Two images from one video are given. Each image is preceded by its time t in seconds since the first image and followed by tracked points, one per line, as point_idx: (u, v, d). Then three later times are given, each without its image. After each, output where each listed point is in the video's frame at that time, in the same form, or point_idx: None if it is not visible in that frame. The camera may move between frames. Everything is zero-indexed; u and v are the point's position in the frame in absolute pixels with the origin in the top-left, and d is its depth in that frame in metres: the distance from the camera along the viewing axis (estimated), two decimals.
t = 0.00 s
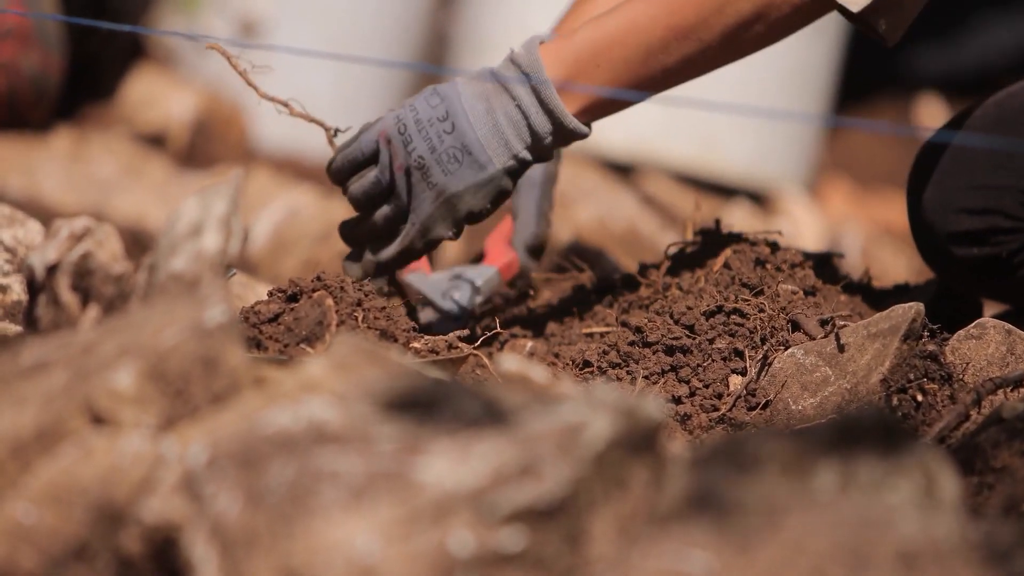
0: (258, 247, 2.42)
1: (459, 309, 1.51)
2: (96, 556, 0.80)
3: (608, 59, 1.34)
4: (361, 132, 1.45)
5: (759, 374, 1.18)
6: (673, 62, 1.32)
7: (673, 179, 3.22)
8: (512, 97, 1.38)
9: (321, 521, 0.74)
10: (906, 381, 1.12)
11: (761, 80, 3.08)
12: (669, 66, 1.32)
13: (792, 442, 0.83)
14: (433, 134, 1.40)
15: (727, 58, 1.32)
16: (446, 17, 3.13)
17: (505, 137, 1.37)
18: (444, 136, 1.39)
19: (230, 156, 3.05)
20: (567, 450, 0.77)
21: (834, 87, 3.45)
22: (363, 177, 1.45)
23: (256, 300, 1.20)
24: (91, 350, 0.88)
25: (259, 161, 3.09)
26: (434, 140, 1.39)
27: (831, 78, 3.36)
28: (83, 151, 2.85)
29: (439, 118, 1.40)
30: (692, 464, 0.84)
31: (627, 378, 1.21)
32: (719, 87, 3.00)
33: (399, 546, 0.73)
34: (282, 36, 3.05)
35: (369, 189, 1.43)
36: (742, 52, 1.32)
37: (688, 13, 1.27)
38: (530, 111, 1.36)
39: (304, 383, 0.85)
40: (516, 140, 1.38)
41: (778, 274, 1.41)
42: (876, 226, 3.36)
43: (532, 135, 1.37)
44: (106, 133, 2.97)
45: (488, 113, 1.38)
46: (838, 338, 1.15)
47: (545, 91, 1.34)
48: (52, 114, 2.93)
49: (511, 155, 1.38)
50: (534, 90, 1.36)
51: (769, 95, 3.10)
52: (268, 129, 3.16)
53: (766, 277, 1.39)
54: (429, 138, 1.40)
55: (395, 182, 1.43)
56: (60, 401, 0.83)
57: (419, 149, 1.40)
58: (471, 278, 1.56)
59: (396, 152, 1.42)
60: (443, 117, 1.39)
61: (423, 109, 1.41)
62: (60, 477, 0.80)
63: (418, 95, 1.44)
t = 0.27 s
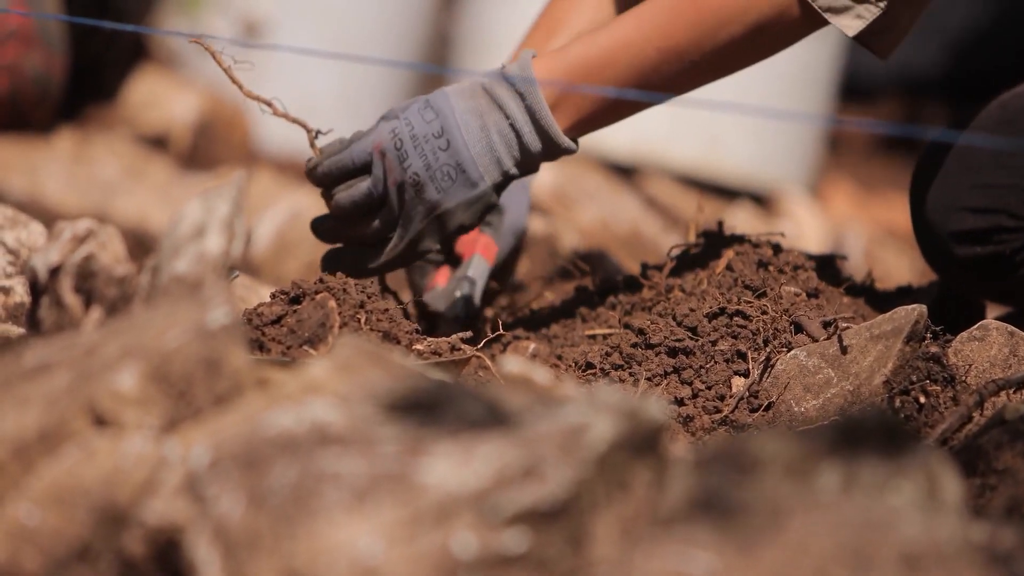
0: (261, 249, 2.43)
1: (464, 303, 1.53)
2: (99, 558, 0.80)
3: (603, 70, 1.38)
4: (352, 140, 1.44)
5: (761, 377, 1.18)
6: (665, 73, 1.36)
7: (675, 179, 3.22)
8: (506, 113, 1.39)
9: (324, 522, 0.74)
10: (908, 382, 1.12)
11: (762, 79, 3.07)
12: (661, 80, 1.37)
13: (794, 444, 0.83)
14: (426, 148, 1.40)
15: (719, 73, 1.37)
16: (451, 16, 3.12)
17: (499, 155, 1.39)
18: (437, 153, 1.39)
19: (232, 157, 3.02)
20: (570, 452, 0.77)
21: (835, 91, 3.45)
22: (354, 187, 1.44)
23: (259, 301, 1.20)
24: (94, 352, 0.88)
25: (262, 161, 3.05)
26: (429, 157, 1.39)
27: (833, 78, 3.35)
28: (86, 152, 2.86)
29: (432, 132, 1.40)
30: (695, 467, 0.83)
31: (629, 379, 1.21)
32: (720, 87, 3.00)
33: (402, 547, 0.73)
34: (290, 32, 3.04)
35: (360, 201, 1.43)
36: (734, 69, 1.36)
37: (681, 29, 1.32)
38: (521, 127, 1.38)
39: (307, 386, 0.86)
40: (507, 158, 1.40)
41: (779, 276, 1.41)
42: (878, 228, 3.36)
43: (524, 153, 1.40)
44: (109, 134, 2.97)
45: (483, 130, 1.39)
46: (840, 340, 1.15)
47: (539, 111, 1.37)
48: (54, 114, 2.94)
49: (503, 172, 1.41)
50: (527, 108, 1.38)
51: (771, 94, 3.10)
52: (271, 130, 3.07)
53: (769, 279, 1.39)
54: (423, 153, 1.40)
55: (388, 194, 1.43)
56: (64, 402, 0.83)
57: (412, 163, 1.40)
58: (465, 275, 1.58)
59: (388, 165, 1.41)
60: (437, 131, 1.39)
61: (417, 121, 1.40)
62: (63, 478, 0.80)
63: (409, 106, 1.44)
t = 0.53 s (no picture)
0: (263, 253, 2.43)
1: (456, 285, 1.65)
2: (102, 562, 0.80)
3: (590, 73, 1.38)
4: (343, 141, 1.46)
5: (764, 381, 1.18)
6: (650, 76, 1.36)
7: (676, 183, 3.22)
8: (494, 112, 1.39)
9: (326, 527, 0.75)
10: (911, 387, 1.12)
11: (764, 83, 3.07)
12: (649, 82, 1.37)
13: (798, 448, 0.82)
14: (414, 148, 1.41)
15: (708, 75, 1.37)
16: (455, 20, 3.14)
17: (486, 153, 1.39)
18: (424, 152, 1.40)
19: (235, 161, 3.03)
20: (572, 456, 0.77)
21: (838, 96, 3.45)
22: (345, 189, 1.46)
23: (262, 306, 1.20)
24: (98, 356, 0.88)
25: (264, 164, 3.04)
26: (417, 157, 1.40)
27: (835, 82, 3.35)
28: (89, 156, 2.86)
29: (420, 132, 1.41)
30: (697, 470, 0.83)
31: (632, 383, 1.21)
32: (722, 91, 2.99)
33: (406, 552, 0.73)
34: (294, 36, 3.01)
35: (349, 200, 1.45)
36: (722, 72, 1.37)
37: (665, 33, 1.32)
38: (509, 125, 1.38)
39: (309, 390, 0.86)
40: (495, 155, 1.40)
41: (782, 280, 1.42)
42: (880, 232, 3.36)
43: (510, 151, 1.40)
44: (111, 137, 2.98)
45: (470, 128, 1.39)
46: (842, 344, 1.15)
47: (526, 108, 1.37)
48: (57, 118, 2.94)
49: (490, 170, 1.41)
50: (514, 107, 1.38)
51: (773, 97, 3.10)
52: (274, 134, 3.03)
53: (771, 283, 1.39)
54: (410, 152, 1.41)
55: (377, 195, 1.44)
56: (67, 407, 0.83)
57: (400, 163, 1.41)
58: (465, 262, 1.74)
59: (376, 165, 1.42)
60: (425, 130, 1.40)
61: (406, 121, 1.42)
62: (66, 483, 0.81)
63: (398, 107, 1.45)
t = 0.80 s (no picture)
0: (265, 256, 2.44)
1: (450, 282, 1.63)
2: (104, 565, 0.80)
3: (549, 60, 1.37)
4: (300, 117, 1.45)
5: (767, 384, 1.18)
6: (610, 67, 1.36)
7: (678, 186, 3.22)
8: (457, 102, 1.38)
9: (329, 529, 0.75)
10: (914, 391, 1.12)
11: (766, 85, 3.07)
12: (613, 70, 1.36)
13: (801, 452, 0.82)
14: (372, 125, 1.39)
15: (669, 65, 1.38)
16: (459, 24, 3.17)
17: (446, 139, 1.37)
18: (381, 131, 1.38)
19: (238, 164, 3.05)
20: (574, 459, 0.77)
21: (839, 98, 3.45)
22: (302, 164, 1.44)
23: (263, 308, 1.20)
24: (100, 359, 0.88)
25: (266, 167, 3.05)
26: (375, 133, 1.38)
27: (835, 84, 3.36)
28: (90, 158, 2.86)
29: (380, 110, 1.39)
30: (699, 474, 0.83)
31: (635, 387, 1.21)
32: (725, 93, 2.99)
33: (408, 554, 0.73)
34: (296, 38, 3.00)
35: (305, 178, 1.44)
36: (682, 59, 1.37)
37: (628, 23, 1.32)
38: (471, 117, 1.37)
39: (311, 392, 0.86)
40: (456, 143, 1.38)
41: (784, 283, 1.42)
42: (881, 235, 3.37)
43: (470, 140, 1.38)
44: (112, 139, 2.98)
45: (431, 113, 1.38)
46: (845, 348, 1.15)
47: (490, 100, 1.36)
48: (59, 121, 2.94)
49: (448, 157, 1.38)
50: (479, 99, 1.37)
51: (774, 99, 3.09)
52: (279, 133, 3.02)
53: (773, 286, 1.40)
54: (368, 128, 1.39)
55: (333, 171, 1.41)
56: (70, 409, 0.83)
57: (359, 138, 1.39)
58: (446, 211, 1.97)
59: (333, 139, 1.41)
60: (385, 109, 1.38)
61: (366, 99, 1.40)
62: (68, 486, 0.81)
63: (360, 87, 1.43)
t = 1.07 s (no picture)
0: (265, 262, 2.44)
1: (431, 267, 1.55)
2: (104, 571, 0.80)
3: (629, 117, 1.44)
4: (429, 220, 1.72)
5: (767, 389, 1.18)
6: (675, 123, 1.43)
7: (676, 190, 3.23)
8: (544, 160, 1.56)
9: (328, 536, 0.75)
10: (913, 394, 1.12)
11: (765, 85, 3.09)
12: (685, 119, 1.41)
13: (799, 455, 0.82)
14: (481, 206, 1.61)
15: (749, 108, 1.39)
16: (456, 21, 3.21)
17: (528, 191, 1.54)
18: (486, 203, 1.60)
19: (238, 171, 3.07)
20: (573, 464, 0.77)
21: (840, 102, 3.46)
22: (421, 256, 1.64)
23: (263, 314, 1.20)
24: (100, 366, 0.88)
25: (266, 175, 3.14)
26: (479, 211, 1.61)
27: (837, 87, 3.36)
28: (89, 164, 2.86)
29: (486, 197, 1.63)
30: (700, 479, 0.83)
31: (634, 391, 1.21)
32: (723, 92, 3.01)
33: (409, 560, 0.73)
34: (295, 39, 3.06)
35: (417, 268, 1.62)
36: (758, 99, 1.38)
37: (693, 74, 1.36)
38: (552, 167, 1.51)
39: (311, 399, 0.85)
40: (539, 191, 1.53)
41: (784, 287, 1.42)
42: (880, 239, 3.38)
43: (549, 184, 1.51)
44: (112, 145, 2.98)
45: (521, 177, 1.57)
46: (845, 351, 1.15)
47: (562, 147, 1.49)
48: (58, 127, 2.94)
49: (529, 200, 1.53)
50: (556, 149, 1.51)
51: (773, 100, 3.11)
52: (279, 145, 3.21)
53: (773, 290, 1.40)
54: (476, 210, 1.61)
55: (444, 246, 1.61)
56: (69, 416, 0.83)
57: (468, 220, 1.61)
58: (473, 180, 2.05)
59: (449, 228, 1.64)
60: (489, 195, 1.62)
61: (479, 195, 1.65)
62: (68, 492, 0.80)
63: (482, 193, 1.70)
